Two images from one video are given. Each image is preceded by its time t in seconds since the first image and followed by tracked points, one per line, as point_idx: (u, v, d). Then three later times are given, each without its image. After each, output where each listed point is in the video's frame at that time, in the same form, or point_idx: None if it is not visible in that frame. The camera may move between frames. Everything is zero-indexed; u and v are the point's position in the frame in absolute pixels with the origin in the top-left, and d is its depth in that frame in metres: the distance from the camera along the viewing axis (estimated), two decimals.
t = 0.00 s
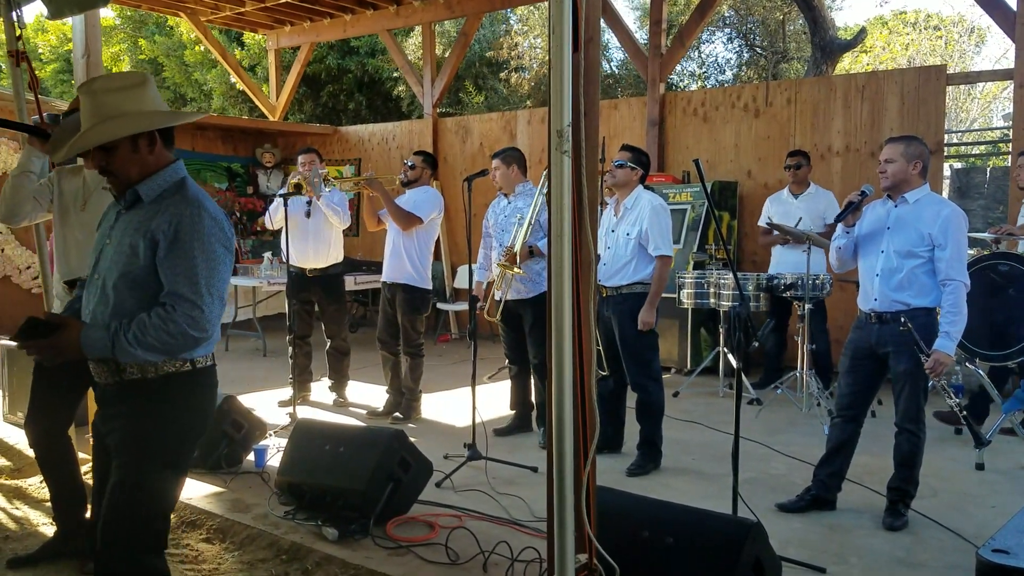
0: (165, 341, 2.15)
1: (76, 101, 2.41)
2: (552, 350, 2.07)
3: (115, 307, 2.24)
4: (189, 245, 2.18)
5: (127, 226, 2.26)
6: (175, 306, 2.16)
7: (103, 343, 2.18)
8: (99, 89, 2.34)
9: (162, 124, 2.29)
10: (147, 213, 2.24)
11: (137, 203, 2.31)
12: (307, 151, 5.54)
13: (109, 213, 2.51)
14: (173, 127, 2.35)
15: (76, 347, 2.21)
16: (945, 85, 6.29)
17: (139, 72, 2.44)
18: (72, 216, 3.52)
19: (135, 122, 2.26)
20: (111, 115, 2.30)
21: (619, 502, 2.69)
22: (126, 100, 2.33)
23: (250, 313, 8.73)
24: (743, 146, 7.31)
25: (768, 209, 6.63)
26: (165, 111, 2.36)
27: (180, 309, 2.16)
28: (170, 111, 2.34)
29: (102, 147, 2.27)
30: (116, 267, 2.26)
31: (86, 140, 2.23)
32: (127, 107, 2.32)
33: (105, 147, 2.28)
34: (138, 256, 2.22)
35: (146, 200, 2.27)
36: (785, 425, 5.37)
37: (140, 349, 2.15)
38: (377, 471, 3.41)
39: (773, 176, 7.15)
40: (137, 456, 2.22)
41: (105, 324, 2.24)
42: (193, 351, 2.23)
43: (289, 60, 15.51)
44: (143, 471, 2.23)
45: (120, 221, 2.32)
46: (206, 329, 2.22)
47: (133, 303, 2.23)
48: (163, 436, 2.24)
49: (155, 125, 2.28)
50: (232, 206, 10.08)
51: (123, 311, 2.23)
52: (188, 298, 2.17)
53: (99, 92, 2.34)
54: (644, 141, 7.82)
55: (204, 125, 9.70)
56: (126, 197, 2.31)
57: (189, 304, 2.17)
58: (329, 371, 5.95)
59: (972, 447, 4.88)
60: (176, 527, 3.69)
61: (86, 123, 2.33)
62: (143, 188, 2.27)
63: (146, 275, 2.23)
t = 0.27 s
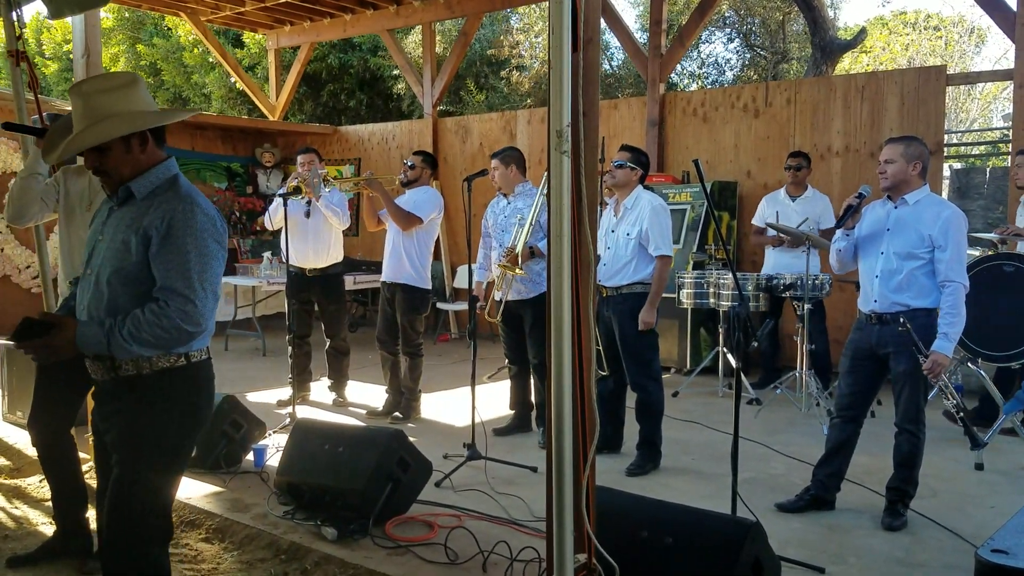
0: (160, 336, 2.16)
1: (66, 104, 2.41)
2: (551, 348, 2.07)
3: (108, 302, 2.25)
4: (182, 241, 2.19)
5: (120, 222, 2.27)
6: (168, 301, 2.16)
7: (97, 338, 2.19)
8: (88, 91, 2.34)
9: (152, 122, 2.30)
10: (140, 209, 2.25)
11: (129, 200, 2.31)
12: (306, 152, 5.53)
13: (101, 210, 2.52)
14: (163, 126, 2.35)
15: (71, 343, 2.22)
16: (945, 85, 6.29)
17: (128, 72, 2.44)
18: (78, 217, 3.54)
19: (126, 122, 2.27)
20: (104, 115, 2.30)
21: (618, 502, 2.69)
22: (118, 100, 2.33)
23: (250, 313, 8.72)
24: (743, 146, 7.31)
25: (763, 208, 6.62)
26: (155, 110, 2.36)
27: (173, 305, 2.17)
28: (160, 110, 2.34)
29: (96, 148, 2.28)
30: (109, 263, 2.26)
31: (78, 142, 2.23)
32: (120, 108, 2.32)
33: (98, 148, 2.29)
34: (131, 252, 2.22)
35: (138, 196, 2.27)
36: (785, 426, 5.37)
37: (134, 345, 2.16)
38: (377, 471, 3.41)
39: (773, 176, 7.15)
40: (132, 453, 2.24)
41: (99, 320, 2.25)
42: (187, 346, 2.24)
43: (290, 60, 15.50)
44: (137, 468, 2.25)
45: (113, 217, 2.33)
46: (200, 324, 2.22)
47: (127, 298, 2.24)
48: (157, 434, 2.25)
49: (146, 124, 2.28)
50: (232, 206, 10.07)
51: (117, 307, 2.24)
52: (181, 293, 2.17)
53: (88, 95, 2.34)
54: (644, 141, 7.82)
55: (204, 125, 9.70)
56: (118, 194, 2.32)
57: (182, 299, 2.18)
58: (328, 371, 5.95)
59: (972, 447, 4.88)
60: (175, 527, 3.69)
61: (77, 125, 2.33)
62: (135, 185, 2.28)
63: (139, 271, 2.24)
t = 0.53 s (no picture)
0: (154, 345, 2.16)
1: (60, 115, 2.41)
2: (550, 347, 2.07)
3: (106, 311, 2.25)
4: (178, 250, 2.19)
5: (118, 232, 2.28)
6: (163, 310, 2.16)
7: (94, 346, 2.19)
8: (82, 102, 2.34)
9: (149, 133, 2.31)
10: (137, 219, 2.25)
11: (127, 210, 2.32)
12: (307, 151, 5.52)
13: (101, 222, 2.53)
14: (159, 136, 2.36)
15: (66, 349, 2.21)
16: (944, 85, 6.29)
17: (122, 82, 2.44)
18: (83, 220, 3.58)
19: (122, 133, 2.27)
20: (97, 128, 2.30)
21: (618, 502, 2.69)
22: (111, 112, 2.32)
23: (250, 312, 8.72)
24: (742, 146, 7.31)
25: (765, 207, 6.65)
26: (150, 120, 2.37)
27: (168, 313, 2.16)
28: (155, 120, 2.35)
29: (93, 160, 2.29)
30: (107, 272, 2.27)
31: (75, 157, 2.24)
32: (113, 120, 2.31)
33: (96, 160, 2.30)
34: (128, 262, 2.23)
35: (136, 206, 2.28)
36: (784, 425, 5.37)
37: (129, 353, 2.16)
38: (376, 470, 3.40)
39: (772, 176, 7.15)
40: (129, 452, 2.24)
41: (96, 328, 2.25)
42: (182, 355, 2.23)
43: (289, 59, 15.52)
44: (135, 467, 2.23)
45: (111, 228, 2.33)
46: (195, 332, 2.21)
47: (125, 307, 2.25)
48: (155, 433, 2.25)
49: (142, 135, 2.29)
50: (231, 205, 10.00)
51: (114, 315, 2.24)
52: (176, 302, 2.17)
53: (82, 105, 2.33)
54: (643, 140, 7.82)
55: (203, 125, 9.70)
56: (116, 205, 2.32)
57: (177, 308, 2.17)
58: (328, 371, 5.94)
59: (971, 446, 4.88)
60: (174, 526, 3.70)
61: (73, 137, 2.33)
62: (132, 195, 2.28)
63: (136, 280, 2.24)
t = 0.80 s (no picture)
0: (154, 336, 2.17)
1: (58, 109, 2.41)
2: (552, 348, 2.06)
3: (104, 302, 2.25)
4: (177, 243, 2.19)
5: (116, 224, 2.28)
6: (162, 301, 2.17)
7: (93, 337, 2.20)
8: (80, 96, 2.35)
9: (147, 125, 2.31)
10: (135, 211, 2.25)
11: (126, 202, 2.32)
12: (309, 151, 5.52)
13: (98, 212, 2.53)
14: (157, 127, 2.37)
15: (66, 342, 2.25)
16: (946, 84, 6.28)
17: (119, 76, 2.44)
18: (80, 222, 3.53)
19: (120, 125, 2.28)
20: (95, 120, 2.30)
21: (620, 502, 2.69)
22: (109, 105, 2.34)
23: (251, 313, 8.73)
24: (744, 145, 7.30)
25: (770, 210, 6.63)
26: (147, 112, 2.37)
27: (167, 304, 2.17)
28: (152, 112, 2.35)
29: (91, 151, 2.29)
30: (105, 263, 2.27)
31: (71, 147, 2.24)
32: (111, 112, 2.32)
33: (94, 151, 2.30)
34: (127, 253, 2.23)
35: (134, 198, 2.28)
36: (785, 425, 5.37)
37: (129, 344, 2.17)
38: (378, 470, 3.40)
39: (774, 175, 7.14)
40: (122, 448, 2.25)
41: (95, 318, 2.26)
42: (181, 345, 2.24)
43: (291, 60, 15.53)
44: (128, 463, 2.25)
45: (109, 219, 2.33)
46: (194, 323, 2.23)
47: (123, 298, 2.25)
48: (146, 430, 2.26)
49: (140, 127, 2.30)
50: (233, 206, 9.91)
51: (112, 307, 2.25)
52: (175, 294, 2.18)
53: (80, 99, 2.34)
54: (645, 140, 7.82)
55: (204, 125, 9.70)
56: (114, 196, 2.33)
57: (176, 300, 2.18)
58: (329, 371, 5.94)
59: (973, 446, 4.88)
60: (176, 525, 3.71)
61: (71, 130, 2.34)
62: (131, 186, 2.29)
63: (135, 271, 2.25)
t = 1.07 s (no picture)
0: (149, 343, 2.18)
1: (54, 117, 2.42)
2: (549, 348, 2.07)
3: (99, 310, 2.26)
4: (173, 251, 2.20)
5: (112, 232, 2.27)
6: (158, 309, 2.18)
7: (87, 344, 2.19)
8: (75, 104, 2.36)
9: (140, 132, 2.31)
10: (131, 219, 2.25)
11: (121, 210, 2.31)
12: (306, 151, 5.50)
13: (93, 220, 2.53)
14: (151, 135, 2.37)
15: (60, 348, 2.20)
16: (943, 84, 6.29)
17: (114, 84, 2.45)
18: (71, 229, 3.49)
19: (113, 132, 2.28)
20: (90, 127, 2.31)
21: (617, 502, 2.69)
22: (104, 111, 2.34)
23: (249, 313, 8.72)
24: (741, 145, 7.31)
25: (764, 207, 6.65)
26: (141, 119, 2.37)
27: (162, 312, 2.18)
28: (146, 119, 2.36)
29: (87, 160, 2.30)
30: (101, 271, 2.27)
31: (66, 155, 2.25)
32: (106, 118, 2.32)
33: (89, 159, 2.30)
34: (122, 261, 2.23)
35: (130, 207, 2.28)
36: (783, 424, 5.37)
37: (125, 351, 2.18)
38: (376, 470, 3.40)
39: (771, 175, 7.15)
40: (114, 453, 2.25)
41: (90, 326, 2.26)
42: (175, 352, 2.25)
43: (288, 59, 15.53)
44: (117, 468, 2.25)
45: (104, 227, 2.33)
46: (189, 330, 2.24)
47: (119, 305, 2.25)
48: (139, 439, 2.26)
49: (134, 134, 2.30)
50: (230, 206, 9.94)
51: (108, 314, 2.25)
52: (171, 301, 2.19)
53: (75, 107, 2.35)
54: (642, 140, 7.82)
55: (201, 125, 9.68)
56: (110, 205, 2.32)
57: (171, 307, 2.19)
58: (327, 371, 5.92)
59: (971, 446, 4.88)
60: (172, 526, 3.70)
61: (66, 138, 2.34)
62: (126, 195, 2.28)
63: (131, 279, 2.25)
